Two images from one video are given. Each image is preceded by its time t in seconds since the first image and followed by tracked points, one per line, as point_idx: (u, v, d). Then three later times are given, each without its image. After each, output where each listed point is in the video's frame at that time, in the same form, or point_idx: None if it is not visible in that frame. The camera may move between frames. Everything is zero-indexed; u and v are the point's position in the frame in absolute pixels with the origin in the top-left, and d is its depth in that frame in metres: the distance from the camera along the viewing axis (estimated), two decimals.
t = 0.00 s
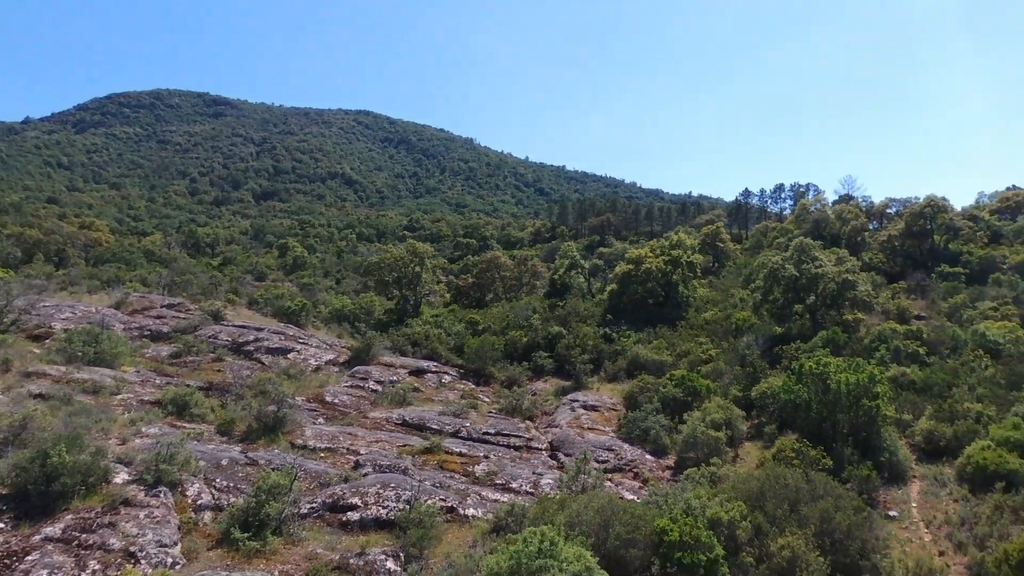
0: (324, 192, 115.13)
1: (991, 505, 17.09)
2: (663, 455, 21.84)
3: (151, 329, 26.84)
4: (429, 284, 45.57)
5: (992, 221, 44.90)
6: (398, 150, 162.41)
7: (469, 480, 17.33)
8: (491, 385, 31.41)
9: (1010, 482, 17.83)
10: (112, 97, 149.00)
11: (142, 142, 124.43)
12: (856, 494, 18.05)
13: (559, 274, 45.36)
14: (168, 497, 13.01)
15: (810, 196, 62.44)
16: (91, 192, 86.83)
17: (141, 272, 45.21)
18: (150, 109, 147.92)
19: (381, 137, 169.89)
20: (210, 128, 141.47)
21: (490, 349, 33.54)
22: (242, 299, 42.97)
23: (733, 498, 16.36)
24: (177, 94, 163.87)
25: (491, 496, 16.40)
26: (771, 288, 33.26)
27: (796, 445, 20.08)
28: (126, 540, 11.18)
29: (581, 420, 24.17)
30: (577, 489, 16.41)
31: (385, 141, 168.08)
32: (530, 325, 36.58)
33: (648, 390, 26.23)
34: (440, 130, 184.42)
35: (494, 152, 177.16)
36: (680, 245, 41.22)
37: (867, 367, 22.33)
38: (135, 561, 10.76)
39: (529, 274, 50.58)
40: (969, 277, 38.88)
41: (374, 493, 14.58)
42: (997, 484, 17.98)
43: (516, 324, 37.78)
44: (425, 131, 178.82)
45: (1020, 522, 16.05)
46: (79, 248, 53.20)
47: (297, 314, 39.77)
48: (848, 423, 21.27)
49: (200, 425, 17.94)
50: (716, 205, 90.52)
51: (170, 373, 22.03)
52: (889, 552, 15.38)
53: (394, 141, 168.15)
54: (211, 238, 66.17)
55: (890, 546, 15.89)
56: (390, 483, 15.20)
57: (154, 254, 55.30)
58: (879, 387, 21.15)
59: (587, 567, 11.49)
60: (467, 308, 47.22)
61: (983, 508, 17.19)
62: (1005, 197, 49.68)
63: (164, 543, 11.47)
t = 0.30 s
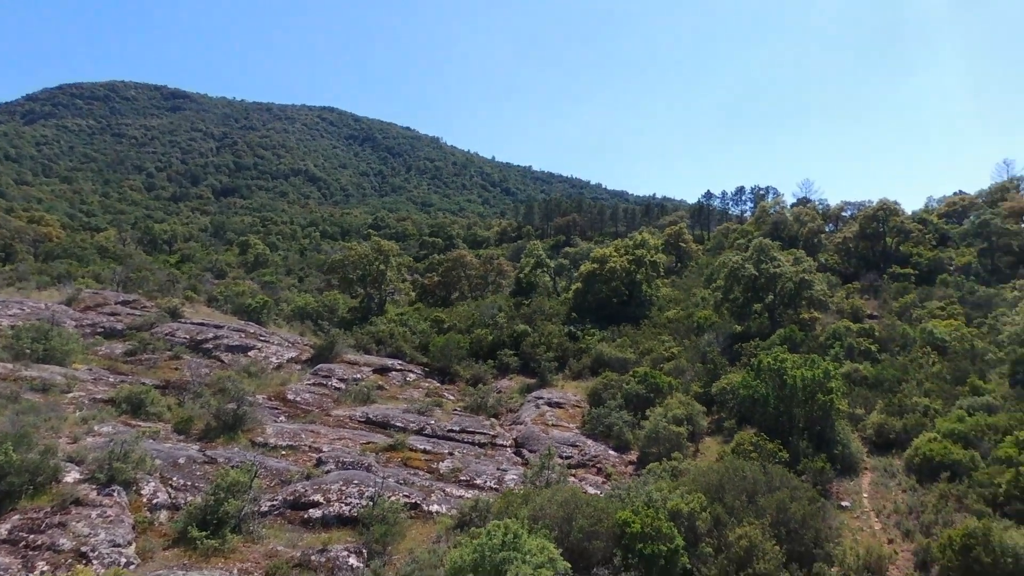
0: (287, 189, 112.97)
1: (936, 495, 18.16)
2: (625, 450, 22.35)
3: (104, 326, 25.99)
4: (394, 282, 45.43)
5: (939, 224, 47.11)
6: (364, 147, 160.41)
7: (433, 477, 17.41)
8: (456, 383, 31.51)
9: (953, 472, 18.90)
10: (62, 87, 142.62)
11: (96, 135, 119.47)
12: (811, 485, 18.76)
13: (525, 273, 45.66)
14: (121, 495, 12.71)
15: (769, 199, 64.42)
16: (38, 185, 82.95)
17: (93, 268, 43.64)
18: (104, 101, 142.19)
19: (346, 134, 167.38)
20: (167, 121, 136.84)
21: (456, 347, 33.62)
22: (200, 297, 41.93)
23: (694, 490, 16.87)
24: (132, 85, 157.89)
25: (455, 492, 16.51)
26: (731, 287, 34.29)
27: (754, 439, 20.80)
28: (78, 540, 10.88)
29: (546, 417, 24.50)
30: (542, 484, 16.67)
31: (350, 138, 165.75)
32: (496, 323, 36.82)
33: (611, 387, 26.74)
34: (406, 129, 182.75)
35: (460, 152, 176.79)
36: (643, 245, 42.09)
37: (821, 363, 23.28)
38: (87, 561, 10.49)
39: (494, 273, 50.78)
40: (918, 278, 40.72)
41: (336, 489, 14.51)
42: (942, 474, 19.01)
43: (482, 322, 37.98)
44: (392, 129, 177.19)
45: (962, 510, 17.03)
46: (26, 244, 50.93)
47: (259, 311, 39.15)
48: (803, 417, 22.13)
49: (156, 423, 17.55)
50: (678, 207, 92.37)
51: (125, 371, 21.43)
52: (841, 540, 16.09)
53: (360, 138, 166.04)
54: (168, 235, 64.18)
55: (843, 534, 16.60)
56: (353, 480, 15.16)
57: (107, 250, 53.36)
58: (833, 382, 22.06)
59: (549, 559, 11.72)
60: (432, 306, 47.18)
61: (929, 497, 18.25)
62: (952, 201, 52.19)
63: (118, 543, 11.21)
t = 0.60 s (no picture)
0: (249, 186, 110.38)
1: (888, 486, 18.91)
2: (589, 447, 22.74)
3: (54, 324, 25.01)
4: (358, 281, 44.98)
5: (891, 227, 49.20)
6: (329, 145, 157.95)
7: (398, 476, 17.40)
8: (421, 382, 31.47)
9: (903, 465, 19.86)
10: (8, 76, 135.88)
11: (45, 126, 114.18)
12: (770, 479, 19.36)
13: (491, 272, 45.79)
14: (72, 497, 12.32)
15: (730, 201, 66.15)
16: None
17: (40, 265, 41.81)
18: (55, 92, 136.11)
19: (310, 131, 164.37)
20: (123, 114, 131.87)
21: (422, 346, 33.53)
22: (156, 295, 40.66)
23: (656, 485, 17.29)
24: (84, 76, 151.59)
25: (419, 491, 16.53)
26: (694, 287, 35.21)
27: (716, 435, 21.40)
28: (25, 544, 10.52)
29: (511, 416, 24.72)
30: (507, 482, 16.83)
31: (315, 135, 162.98)
32: (462, 322, 36.88)
33: (576, 385, 27.13)
34: (372, 127, 180.60)
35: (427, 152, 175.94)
36: (609, 245, 42.85)
37: (779, 360, 24.15)
38: (35, 565, 10.16)
39: (460, 272, 50.78)
40: (872, 279, 42.44)
41: (298, 489, 14.37)
42: (893, 466, 19.93)
43: (448, 321, 37.97)
44: (358, 127, 175.07)
45: (911, 500, 17.92)
46: None
47: (219, 310, 38.23)
48: (762, 413, 22.92)
49: (109, 424, 17.05)
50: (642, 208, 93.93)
51: (76, 371, 20.70)
52: (799, 532, 16.71)
53: (325, 136, 163.47)
54: (123, 231, 61.94)
55: (799, 526, 17.21)
56: (316, 479, 15.04)
57: (56, 246, 51.19)
58: (791, 378, 22.89)
59: (514, 554, 11.89)
60: (397, 305, 46.91)
61: (881, 489, 18.96)
62: (903, 206, 54.55)
63: (68, 546, 10.88)
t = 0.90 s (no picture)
0: (209, 182, 107.23)
1: (842, 481, 19.71)
2: (554, 446, 23.02)
3: None
4: (322, 279, 44.28)
5: (846, 231, 51.20)
6: (293, 141, 154.70)
7: (360, 476, 17.29)
8: (385, 382, 31.26)
9: (857, 460, 20.74)
10: None
11: None
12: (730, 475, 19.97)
13: (457, 271, 45.73)
14: (18, 501, 11.82)
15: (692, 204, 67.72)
16: None
17: None
18: None
19: (273, 127, 160.63)
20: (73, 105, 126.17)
21: (386, 346, 33.29)
22: (108, 293, 39.14)
23: (620, 482, 17.65)
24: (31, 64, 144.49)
25: (383, 491, 16.45)
26: (658, 287, 35.85)
27: (678, 432, 21.96)
28: None
29: (476, 415, 24.81)
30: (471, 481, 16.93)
31: (278, 131, 159.42)
32: (427, 321, 36.76)
33: (541, 384, 27.41)
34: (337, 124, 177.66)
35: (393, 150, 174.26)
36: (574, 245, 43.46)
37: (738, 359, 24.91)
38: None
39: (426, 271, 50.53)
40: (828, 280, 44.11)
41: (258, 490, 14.12)
42: (848, 461, 20.80)
43: (412, 321, 37.78)
44: (322, 125, 172.10)
45: (864, 494, 18.77)
46: None
47: (176, 309, 37.10)
48: (722, 411, 23.65)
49: (58, 426, 16.43)
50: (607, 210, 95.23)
51: (23, 370, 19.81)
52: (758, 526, 17.34)
53: (288, 132, 160.12)
54: (73, 227, 59.34)
55: (758, 521, 17.81)
56: (277, 479, 14.82)
57: None
58: (750, 376, 23.64)
59: (478, 552, 11.99)
60: (361, 305, 46.39)
61: (836, 483, 19.74)
62: (857, 210, 56.83)
63: (14, 551, 10.43)
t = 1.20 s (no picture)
0: (167, 178, 103.50)
1: (800, 476, 20.45)
2: (520, 445, 23.23)
3: None
4: (284, 278, 43.39)
5: (804, 234, 53.08)
6: (254, 137, 150.70)
7: (323, 477, 17.09)
8: (349, 382, 30.91)
9: (814, 456, 21.56)
10: None
11: None
12: (692, 473, 20.51)
13: (423, 270, 45.46)
14: None
15: (655, 206, 69.10)
16: None
17: None
18: None
19: (233, 122, 156.08)
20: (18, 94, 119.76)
21: (350, 346, 32.91)
22: (57, 291, 37.41)
23: (585, 480, 17.94)
24: None
25: (346, 492, 16.29)
26: (623, 288, 36.75)
27: (642, 431, 22.43)
28: None
29: (441, 415, 24.79)
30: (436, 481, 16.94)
31: (238, 127, 155.05)
32: (392, 321, 36.44)
33: (507, 384, 27.60)
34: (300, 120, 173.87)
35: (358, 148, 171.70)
36: (540, 245, 43.86)
37: (699, 358, 25.62)
38: None
39: (391, 271, 50.10)
40: (786, 282, 45.64)
41: (217, 493, 13.82)
42: (805, 457, 21.60)
43: (377, 321, 37.39)
44: (285, 121, 168.25)
45: (820, 489, 19.54)
46: None
47: (131, 308, 35.78)
48: (685, 409, 24.29)
49: (4, 429, 15.71)
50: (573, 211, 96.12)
51: None
52: (718, 521, 17.92)
53: (249, 128, 155.98)
54: (17, 222, 56.43)
55: (718, 516, 18.37)
56: (236, 482, 14.50)
57: None
58: (711, 375, 24.30)
59: (443, 552, 12.00)
60: (325, 304, 45.63)
61: (794, 479, 20.47)
62: (814, 214, 59.02)
63: None
